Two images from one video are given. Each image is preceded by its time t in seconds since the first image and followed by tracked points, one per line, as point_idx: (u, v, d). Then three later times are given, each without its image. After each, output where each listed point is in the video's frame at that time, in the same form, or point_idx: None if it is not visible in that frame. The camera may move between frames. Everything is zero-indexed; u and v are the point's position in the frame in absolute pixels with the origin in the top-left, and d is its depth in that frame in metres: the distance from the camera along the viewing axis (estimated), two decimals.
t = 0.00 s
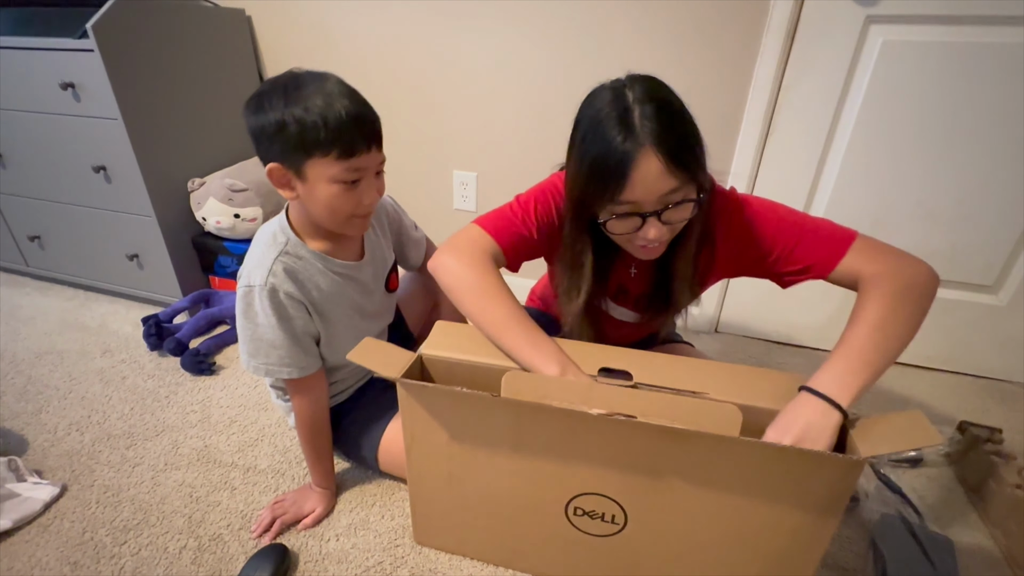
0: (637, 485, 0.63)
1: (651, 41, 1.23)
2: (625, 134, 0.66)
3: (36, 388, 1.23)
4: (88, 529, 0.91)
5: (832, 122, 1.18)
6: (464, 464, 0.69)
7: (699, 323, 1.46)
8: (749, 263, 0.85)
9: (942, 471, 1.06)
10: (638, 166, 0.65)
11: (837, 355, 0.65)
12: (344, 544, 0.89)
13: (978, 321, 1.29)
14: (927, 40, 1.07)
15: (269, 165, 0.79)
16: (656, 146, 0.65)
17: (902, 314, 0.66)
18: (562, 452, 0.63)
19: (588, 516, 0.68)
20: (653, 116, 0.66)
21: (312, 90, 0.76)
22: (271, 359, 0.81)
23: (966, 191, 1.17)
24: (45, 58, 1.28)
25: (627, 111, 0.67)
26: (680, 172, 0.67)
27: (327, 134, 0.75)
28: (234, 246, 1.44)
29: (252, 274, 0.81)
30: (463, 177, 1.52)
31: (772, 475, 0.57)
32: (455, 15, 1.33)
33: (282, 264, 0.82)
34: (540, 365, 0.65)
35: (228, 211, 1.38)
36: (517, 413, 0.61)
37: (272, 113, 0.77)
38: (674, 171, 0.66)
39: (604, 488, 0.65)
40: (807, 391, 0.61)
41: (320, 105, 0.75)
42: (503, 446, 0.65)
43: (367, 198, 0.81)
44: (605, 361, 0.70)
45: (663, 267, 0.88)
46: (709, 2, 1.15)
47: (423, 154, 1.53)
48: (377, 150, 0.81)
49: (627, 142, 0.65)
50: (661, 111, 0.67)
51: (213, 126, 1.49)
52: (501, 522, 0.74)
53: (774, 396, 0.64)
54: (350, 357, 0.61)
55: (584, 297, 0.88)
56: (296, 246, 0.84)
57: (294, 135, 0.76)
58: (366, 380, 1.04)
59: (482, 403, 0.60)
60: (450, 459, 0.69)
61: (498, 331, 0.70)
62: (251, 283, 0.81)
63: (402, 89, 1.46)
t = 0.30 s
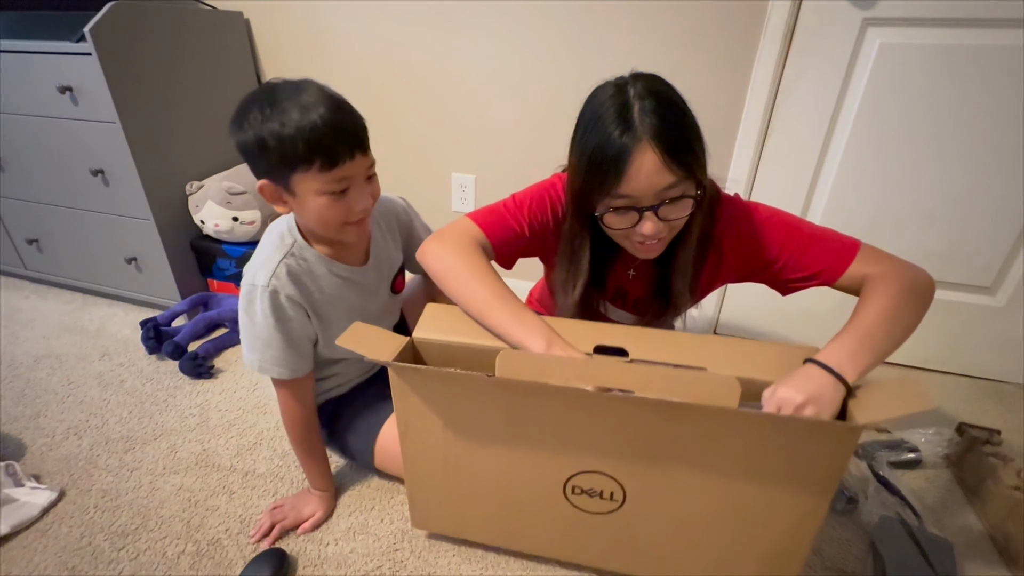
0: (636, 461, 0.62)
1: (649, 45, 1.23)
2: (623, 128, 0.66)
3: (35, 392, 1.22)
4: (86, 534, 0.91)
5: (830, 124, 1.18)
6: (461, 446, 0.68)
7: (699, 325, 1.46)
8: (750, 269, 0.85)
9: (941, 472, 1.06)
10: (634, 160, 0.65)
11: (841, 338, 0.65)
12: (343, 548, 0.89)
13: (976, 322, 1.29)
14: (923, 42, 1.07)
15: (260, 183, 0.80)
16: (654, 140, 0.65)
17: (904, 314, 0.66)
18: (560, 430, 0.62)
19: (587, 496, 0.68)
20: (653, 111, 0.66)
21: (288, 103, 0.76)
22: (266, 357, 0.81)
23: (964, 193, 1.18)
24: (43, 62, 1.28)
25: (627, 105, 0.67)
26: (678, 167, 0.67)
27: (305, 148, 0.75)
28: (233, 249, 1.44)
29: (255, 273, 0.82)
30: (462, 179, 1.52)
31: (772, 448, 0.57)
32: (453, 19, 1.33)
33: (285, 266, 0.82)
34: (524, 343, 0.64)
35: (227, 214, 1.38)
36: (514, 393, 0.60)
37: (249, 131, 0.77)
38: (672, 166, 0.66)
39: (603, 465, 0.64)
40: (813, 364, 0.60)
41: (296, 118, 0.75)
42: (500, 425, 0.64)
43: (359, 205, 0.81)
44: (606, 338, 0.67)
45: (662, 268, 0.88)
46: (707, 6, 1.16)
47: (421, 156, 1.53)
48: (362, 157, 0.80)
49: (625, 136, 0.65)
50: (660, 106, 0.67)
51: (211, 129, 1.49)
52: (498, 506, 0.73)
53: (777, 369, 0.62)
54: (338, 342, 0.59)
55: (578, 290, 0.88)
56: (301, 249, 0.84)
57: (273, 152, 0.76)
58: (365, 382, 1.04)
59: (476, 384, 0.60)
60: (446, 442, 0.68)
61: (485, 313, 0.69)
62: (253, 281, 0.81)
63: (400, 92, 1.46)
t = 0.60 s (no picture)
0: (642, 445, 0.62)
1: (650, 46, 1.23)
2: (629, 121, 0.66)
3: (35, 393, 1.22)
4: (86, 536, 0.91)
5: (831, 123, 1.18)
6: (465, 433, 0.68)
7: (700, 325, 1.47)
8: (753, 266, 0.85)
9: (943, 472, 1.06)
10: (639, 153, 0.65)
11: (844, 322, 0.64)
12: (344, 549, 0.88)
13: (978, 321, 1.29)
14: (924, 41, 1.07)
15: (279, 181, 0.80)
16: (659, 133, 0.65)
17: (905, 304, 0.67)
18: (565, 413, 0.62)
19: (592, 482, 0.68)
20: (659, 104, 0.66)
21: (302, 102, 0.76)
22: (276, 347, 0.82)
23: (966, 192, 1.17)
24: (43, 63, 1.28)
25: (634, 98, 0.67)
26: (682, 160, 0.67)
27: (319, 146, 0.75)
28: (233, 250, 1.44)
29: (272, 265, 0.83)
30: (462, 180, 1.52)
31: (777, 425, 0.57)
32: (453, 20, 1.33)
33: (302, 261, 0.83)
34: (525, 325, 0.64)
35: (227, 215, 1.38)
36: (517, 374, 0.60)
37: (267, 131, 0.77)
38: (676, 159, 0.66)
39: (609, 450, 0.64)
40: (818, 344, 0.60)
41: (311, 116, 0.75)
42: (504, 412, 0.64)
43: (374, 201, 0.81)
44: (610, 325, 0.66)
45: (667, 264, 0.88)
46: (708, 6, 1.16)
47: (422, 156, 1.53)
48: (377, 154, 0.80)
49: (630, 128, 0.65)
50: (667, 99, 0.67)
51: (211, 130, 1.49)
52: (505, 494, 0.73)
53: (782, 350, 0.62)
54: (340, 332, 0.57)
55: (578, 280, 0.87)
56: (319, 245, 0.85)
57: (289, 151, 0.76)
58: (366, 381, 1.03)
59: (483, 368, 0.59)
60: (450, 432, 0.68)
61: (488, 297, 0.69)
62: (269, 273, 0.82)
63: (400, 93, 1.46)
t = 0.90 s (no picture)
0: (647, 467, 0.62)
1: (650, 46, 1.23)
2: (633, 113, 0.66)
3: (38, 394, 1.23)
4: (90, 536, 0.91)
5: (832, 122, 1.18)
6: (468, 457, 0.67)
7: (701, 325, 1.47)
8: (752, 263, 0.85)
9: (944, 471, 1.06)
10: (641, 145, 0.65)
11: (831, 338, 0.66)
12: (347, 549, 0.89)
13: (979, 320, 1.29)
14: (924, 41, 1.07)
15: (305, 172, 0.83)
16: (662, 126, 0.65)
17: (894, 313, 0.68)
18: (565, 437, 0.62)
19: (595, 501, 0.68)
20: (665, 97, 0.66)
21: (326, 95, 0.79)
22: (315, 353, 0.83)
23: (966, 192, 1.17)
24: (46, 64, 1.28)
25: (641, 91, 0.67)
26: (684, 154, 0.67)
27: (343, 136, 0.77)
28: (235, 251, 1.44)
29: (304, 271, 0.83)
30: (463, 180, 1.52)
31: (776, 446, 0.57)
32: (454, 20, 1.34)
33: (336, 266, 0.84)
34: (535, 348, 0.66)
35: (229, 216, 1.38)
36: (517, 397, 0.60)
37: (296, 124, 0.80)
38: (678, 152, 0.66)
39: (611, 471, 0.64)
40: (802, 360, 0.62)
41: (335, 108, 0.77)
42: (507, 434, 0.64)
43: (394, 190, 0.82)
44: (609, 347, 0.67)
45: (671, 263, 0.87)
46: (709, 6, 1.16)
47: (423, 156, 1.53)
48: (398, 144, 0.81)
49: (634, 122, 0.66)
50: (674, 93, 0.67)
51: (214, 132, 1.50)
52: (511, 514, 0.73)
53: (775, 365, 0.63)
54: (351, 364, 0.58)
55: (589, 272, 0.86)
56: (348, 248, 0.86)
57: (315, 141, 0.79)
58: (367, 381, 1.03)
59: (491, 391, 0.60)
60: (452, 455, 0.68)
61: (499, 316, 0.71)
62: (302, 279, 0.83)
63: (401, 93, 1.46)
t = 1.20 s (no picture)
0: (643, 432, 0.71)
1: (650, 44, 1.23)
2: (639, 81, 0.67)
3: (37, 392, 1.23)
4: (90, 534, 0.91)
5: (831, 119, 1.18)
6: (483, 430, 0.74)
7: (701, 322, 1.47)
8: (733, 255, 0.89)
9: (943, 468, 1.06)
10: (642, 113, 0.66)
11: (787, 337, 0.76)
12: (346, 546, 0.89)
13: (978, 317, 1.29)
14: (924, 38, 1.07)
15: (304, 157, 0.84)
16: (666, 97, 0.66)
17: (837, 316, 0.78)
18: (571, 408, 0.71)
19: (595, 476, 0.74)
20: (671, 67, 0.67)
21: (329, 85, 0.80)
22: (265, 315, 0.87)
23: (966, 189, 1.17)
24: (44, 62, 1.28)
25: (648, 59, 0.67)
26: (683, 125, 0.68)
27: (345, 125, 0.78)
28: (234, 248, 1.44)
29: (275, 243, 0.87)
30: (462, 177, 1.52)
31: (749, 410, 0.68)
32: (453, 18, 1.33)
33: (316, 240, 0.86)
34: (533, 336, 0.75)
35: (228, 214, 1.38)
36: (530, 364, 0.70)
37: (299, 111, 0.81)
38: (677, 123, 0.67)
39: (611, 441, 0.72)
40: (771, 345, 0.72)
41: (338, 98, 0.78)
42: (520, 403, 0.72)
43: (389, 180, 0.83)
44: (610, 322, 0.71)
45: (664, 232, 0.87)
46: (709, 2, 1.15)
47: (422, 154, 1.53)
48: (397, 137, 0.83)
49: (638, 89, 0.67)
50: (680, 64, 0.67)
51: (213, 130, 1.49)
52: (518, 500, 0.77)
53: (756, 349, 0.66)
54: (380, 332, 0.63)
55: (589, 234, 0.86)
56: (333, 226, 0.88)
57: (316, 129, 0.80)
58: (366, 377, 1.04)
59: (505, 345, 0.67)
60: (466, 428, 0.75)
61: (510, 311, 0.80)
62: (270, 250, 0.87)
63: (400, 91, 1.46)
